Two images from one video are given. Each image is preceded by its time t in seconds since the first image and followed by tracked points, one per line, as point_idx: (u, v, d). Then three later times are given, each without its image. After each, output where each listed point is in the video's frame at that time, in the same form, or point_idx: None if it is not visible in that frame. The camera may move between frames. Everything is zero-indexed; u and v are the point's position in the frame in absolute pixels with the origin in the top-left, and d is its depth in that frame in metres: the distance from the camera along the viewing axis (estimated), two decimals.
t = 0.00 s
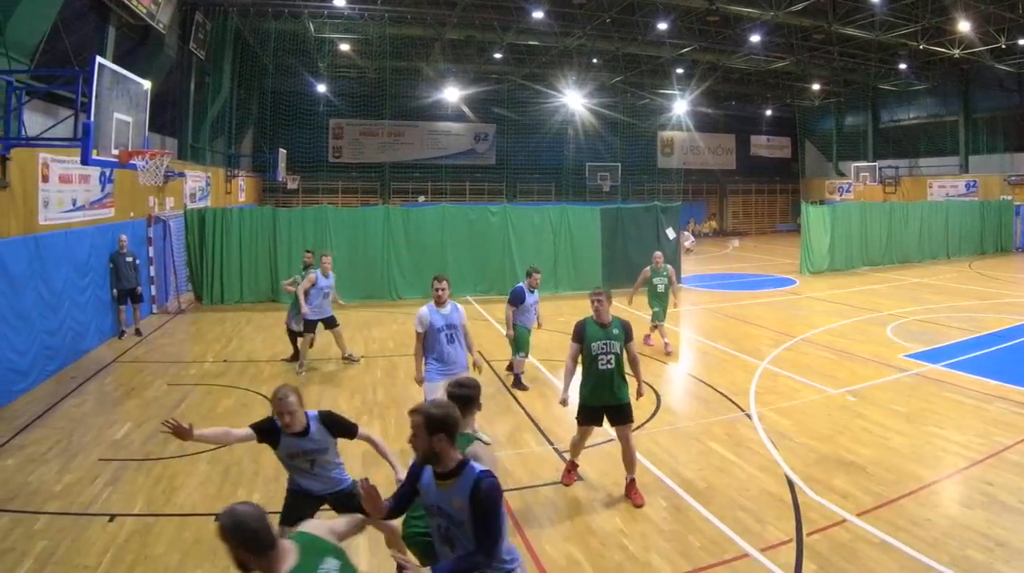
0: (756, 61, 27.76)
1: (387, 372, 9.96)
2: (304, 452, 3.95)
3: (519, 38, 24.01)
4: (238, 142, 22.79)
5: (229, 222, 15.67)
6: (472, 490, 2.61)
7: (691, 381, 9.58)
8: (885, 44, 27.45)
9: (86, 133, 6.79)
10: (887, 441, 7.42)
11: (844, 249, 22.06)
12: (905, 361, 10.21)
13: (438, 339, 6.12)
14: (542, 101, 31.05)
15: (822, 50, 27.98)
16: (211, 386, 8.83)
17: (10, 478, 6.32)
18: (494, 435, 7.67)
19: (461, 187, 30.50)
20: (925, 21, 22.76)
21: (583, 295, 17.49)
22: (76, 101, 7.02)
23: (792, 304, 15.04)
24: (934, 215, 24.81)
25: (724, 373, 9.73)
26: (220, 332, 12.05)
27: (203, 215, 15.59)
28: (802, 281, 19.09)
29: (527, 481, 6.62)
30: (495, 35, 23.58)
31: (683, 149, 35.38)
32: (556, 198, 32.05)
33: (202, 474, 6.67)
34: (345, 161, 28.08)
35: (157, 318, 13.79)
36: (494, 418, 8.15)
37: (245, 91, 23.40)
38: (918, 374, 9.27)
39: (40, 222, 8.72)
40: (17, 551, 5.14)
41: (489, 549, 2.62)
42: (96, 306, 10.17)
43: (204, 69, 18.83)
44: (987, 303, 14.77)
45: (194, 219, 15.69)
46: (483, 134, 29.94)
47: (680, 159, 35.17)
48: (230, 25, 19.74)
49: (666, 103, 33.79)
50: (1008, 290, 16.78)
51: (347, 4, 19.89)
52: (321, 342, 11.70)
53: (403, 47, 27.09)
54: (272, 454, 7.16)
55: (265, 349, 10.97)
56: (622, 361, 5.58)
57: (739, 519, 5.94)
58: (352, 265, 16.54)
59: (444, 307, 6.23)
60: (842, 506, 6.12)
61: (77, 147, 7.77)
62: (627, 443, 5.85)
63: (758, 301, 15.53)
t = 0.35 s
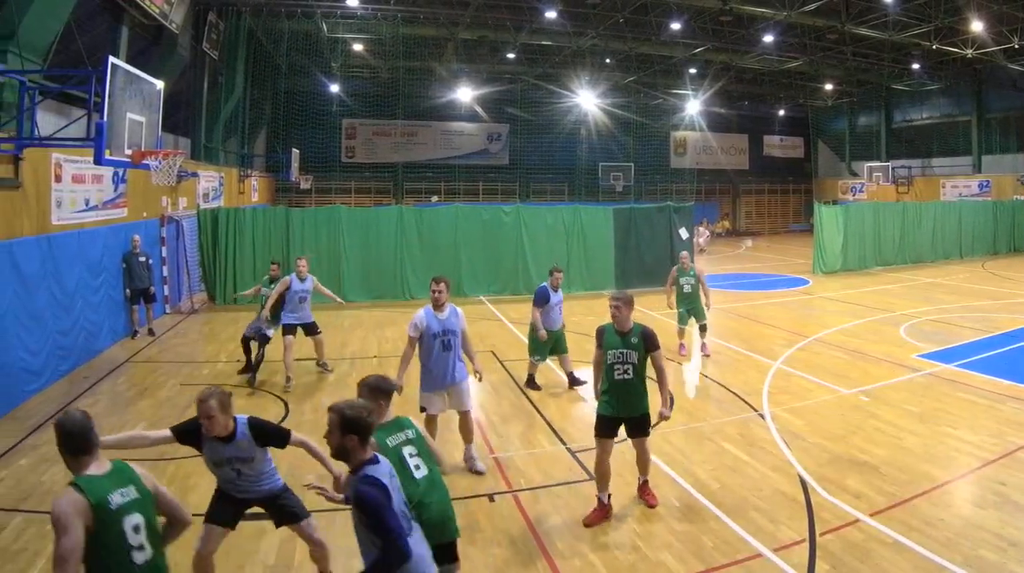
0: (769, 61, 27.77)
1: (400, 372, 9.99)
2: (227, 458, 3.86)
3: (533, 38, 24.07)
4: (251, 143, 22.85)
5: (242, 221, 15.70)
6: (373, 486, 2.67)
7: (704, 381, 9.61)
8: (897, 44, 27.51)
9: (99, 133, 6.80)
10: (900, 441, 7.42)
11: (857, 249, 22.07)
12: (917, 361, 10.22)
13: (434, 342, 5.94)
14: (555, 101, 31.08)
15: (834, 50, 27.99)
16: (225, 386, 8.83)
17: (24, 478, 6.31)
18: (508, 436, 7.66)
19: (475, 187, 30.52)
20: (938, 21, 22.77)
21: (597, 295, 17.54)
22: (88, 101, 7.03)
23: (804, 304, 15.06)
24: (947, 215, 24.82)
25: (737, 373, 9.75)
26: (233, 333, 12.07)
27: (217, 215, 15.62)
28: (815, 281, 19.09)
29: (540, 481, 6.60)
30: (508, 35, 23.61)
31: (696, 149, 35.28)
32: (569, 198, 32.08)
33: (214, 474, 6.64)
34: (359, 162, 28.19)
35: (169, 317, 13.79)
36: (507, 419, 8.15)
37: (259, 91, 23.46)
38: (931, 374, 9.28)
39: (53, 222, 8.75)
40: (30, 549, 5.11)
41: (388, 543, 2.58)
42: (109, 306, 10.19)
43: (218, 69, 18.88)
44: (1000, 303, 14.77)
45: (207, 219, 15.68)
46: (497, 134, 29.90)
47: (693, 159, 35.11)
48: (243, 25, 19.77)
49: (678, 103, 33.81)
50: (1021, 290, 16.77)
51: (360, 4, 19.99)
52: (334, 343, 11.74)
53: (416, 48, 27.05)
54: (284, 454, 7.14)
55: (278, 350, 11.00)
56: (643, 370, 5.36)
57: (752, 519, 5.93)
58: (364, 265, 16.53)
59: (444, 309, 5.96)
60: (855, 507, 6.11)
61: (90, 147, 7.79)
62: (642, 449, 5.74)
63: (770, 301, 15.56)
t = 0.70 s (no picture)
0: (782, 61, 27.73)
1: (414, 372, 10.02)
2: (131, 448, 3.82)
3: (546, 38, 24.09)
4: (265, 143, 22.88)
5: (256, 221, 15.73)
6: (279, 424, 3.12)
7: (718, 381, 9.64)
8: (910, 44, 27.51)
9: (113, 133, 6.80)
10: (914, 441, 7.42)
11: (871, 249, 22.07)
12: (931, 360, 10.23)
13: (429, 348, 5.78)
14: (569, 101, 31.13)
15: (848, 49, 27.97)
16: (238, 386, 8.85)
17: (39, 478, 6.29)
18: (522, 436, 7.68)
19: (489, 187, 30.50)
20: (951, 21, 22.76)
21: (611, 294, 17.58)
22: (103, 101, 7.06)
23: (817, 304, 15.06)
24: (962, 215, 24.81)
25: (751, 373, 9.78)
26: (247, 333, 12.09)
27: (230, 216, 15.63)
28: (828, 281, 19.09)
29: (554, 481, 6.58)
30: (522, 35, 23.59)
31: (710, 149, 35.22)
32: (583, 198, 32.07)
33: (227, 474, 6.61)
34: (373, 161, 28.24)
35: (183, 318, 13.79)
36: (522, 419, 8.15)
37: (272, 91, 23.48)
38: (944, 374, 9.30)
39: (67, 222, 8.81)
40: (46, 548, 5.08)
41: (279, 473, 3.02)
42: (123, 306, 10.23)
43: (232, 69, 18.91)
44: (1014, 303, 14.77)
45: (221, 219, 15.72)
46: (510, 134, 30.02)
47: (707, 159, 34.99)
48: (256, 25, 19.80)
49: (692, 103, 33.79)
50: None
51: (374, 4, 20.04)
52: (349, 344, 11.80)
53: (430, 47, 27.28)
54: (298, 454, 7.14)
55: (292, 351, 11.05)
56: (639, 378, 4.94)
57: (765, 518, 5.91)
58: (377, 265, 16.55)
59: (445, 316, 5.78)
60: (868, 506, 6.08)
61: (104, 148, 7.83)
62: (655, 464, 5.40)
63: (784, 301, 15.56)
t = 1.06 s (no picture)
0: (795, 61, 27.74)
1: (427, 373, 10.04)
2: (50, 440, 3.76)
3: (559, 38, 24.12)
4: (278, 143, 22.90)
5: (269, 221, 15.74)
6: (224, 404, 3.52)
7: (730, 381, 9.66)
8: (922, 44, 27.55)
9: (127, 132, 6.81)
10: (927, 441, 7.40)
11: (884, 249, 22.06)
12: (944, 360, 10.24)
13: (418, 358, 5.39)
14: (582, 101, 31.21)
15: (861, 49, 27.99)
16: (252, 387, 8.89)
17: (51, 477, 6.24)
18: (535, 436, 7.68)
19: (502, 188, 30.49)
20: (964, 21, 22.77)
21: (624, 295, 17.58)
22: (116, 102, 7.10)
23: (829, 304, 15.07)
24: (975, 215, 24.81)
25: (763, 373, 9.81)
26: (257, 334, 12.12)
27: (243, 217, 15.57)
28: (841, 281, 19.09)
29: (566, 481, 6.53)
30: (535, 35, 23.65)
31: (723, 149, 34.97)
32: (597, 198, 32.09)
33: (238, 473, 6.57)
34: (386, 161, 28.30)
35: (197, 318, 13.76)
36: (535, 419, 8.15)
37: (285, 91, 23.49)
38: (958, 374, 9.31)
39: (80, 222, 8.85)
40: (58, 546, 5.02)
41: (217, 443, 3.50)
42: (136, 306, 10.26)
43: (244, 69, 18.93)
44: None
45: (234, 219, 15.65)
46: (524, 134, 29.81)
47: (720, 159, 34.91)
48: (269, 26, 19.83)
49: (705, 103, 33.80)
50: None
51: (387, 4, 20.09)
52: (362, 345, 11.83)
53: (443, 47, 27.46)
54: (311, 453, 7.11)
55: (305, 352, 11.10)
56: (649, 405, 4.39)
57: (777, 517, 5.86)
58: (388, 265, 16.54)
59: (436, 323, 5.38)
60: (881, 506, 6.03)
61: (118, 147, 7.85)
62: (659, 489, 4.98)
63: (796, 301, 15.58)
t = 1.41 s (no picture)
0: (802, 61, 27.72)
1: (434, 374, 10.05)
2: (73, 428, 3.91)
3: (566, 38, 24.12)
4: (286, 143, 22.86)
5: (276, 221, 15.79)
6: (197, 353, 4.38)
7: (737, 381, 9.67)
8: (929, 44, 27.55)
9: (133, 132, 6.81)
10: (934, 441, 7.39)
11: (890, 249, 22.05)
12: (951, 361, 10.25)
13: (428, 367, 5.27)
14: (589, 101, 31.23)
15: (868, 49, 27.98)
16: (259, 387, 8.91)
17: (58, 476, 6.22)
18: (542, 435, 7.69)
19: (508, 188, 30.43)
20: (971, 21, 22.77)
21: (631, 295, 17.57)
22: (122, 102, 7.13)
23: (835, 304, 15.07)
24: (982, 214, 24.79)
25: (770, 373, 9.82)
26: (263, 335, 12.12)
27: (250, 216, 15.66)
28: (848, 281, 19.07)
29: (573, 481, 6.53)
30: (541, 35, 23.71)
31: (730, 149, 35.16)
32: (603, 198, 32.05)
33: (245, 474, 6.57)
34: (393, 161, 28.29)
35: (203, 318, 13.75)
36: (543, 419, 8.16)
37: (291, 91, 23.50)
38: (964, 374, 9.31)
39: (87, 222, 8.88)
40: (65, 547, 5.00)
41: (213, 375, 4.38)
42: (142, 306, 10.28)
43: (252, 69, 18.93)
44: None
45: (241, 219, 15.69)
46: (530, 134, 30.03)
47: (726, 159, 34.98)
48: (276, 26, 19.83)
49: (711, 103, 33.77)
50: None
51: (394, 4, 20.11)
52: (369, 345, 11.84)
53: (450, 47, 27.56)
54: (317, 453, 7.11)
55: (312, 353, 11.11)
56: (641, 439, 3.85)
57: (783, 517, 5.86)
58: (394, 265, 16.53)
59: (446, 332, 5.21)
60: (888, 507, 6.02)
61: (125, 147, 7.85)
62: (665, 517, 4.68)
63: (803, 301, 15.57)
